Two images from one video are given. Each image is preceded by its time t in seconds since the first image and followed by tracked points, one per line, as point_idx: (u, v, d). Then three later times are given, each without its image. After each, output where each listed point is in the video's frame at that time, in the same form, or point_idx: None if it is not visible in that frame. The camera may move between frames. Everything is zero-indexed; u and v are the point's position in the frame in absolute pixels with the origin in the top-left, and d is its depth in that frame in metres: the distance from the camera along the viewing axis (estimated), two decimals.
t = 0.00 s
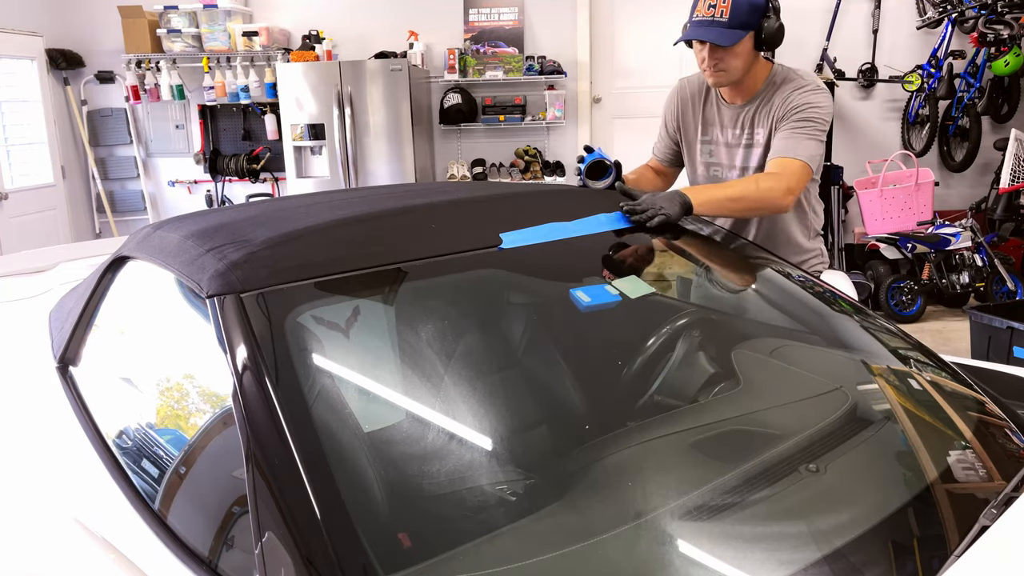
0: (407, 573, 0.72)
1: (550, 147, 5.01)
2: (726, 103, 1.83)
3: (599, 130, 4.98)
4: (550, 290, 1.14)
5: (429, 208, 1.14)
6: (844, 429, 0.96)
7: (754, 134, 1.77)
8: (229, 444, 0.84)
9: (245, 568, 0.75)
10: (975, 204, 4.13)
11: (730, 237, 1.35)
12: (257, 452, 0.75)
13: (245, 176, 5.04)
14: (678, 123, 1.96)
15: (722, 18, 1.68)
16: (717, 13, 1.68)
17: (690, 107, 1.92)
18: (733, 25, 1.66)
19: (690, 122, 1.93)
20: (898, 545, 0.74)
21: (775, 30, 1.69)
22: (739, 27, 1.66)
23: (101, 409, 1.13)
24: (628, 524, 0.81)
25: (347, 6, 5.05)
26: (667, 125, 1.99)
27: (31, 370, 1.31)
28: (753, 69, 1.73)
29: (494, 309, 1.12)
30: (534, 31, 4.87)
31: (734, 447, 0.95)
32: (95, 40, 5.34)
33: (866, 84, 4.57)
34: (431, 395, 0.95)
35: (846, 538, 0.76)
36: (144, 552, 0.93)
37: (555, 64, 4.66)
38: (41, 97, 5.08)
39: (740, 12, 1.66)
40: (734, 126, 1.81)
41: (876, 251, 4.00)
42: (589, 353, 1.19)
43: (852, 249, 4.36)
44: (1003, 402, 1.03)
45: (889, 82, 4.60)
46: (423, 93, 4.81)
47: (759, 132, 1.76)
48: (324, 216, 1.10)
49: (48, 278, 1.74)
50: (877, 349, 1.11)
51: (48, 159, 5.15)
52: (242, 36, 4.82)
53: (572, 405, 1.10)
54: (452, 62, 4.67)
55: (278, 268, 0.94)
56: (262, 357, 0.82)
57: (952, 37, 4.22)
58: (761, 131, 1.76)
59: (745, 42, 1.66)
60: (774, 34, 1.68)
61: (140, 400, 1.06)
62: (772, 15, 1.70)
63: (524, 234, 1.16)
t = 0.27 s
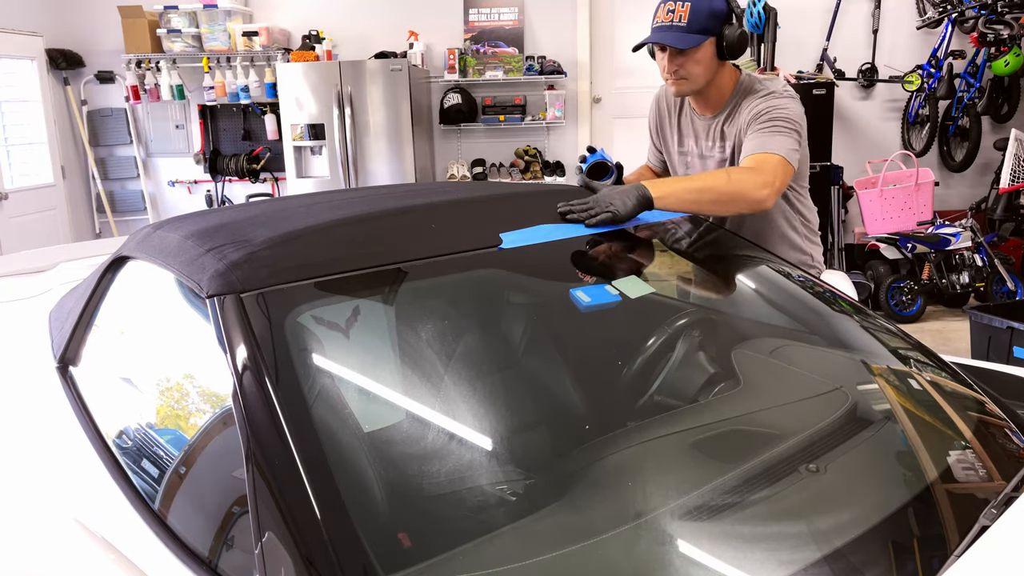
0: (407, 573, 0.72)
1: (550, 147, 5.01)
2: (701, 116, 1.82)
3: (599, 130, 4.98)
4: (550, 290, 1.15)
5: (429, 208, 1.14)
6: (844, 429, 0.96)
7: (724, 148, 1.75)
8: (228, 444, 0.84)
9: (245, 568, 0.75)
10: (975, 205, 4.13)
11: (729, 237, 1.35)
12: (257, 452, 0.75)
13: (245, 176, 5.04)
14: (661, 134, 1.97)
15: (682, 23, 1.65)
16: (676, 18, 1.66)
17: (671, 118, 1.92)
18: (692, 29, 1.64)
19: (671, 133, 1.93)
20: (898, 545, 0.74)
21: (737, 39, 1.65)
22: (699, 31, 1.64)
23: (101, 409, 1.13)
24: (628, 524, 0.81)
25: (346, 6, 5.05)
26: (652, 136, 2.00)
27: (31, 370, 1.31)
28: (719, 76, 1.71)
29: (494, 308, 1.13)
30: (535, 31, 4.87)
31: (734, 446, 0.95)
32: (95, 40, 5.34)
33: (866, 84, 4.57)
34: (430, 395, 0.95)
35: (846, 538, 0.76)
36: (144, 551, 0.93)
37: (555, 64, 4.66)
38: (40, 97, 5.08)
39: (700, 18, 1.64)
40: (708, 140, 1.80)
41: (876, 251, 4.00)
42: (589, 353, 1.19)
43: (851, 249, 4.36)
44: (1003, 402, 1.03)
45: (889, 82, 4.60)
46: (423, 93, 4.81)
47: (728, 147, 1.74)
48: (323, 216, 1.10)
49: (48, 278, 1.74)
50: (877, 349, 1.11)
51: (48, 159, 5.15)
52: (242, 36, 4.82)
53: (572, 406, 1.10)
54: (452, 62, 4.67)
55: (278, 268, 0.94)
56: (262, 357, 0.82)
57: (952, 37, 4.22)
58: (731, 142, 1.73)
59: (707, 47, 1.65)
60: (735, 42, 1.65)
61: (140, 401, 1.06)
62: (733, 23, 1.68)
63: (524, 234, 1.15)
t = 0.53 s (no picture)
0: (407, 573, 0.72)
1: (550, 147, 5.01)
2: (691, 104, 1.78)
3: (599, 130, 4.98)
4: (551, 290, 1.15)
5: (429, 208, 1.14)
6: (843, 429, 0.96)
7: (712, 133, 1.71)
8: (228, 444, 0.84)
9: (245, 568, 0.75)
10: (974, 204, 4.13)
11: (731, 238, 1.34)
12: (257, 452, 0.75)
13: (245, 176, 5.04)
14: (658, 128, 1.95)
15: (677, 16, 1.61)
16: (673, 11, 1.62)
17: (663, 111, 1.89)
18: (687, 20, 1.60)
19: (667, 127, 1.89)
20: (898, 545, 0.74)
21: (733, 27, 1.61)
22: (694, 23, 1.60)
23: (101, 409, 1.13)
24: (628, 524, 0.81)
25: (346, 6, 5.05)
26: (650, 131, 1.98)
27: (31, 370, 1.31)
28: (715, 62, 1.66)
29: (495, 309, 1.13)
30: (535, 31, 4.87)
31: (734, 446, 0.95)
32: (94, 40, 5.34)
33: (866, 84, 4.57)
34: (430, 395, 0.95)
35: (846, 538, 0.76)
36: (144, 551, 0.93)
37: (555, 64, 4.66)
38: (40, 97, 5.08)
39: (695, 8, 1.59)
40: (699, 125, 1.75)
41: (876, 251, 4.00)
42: (589, 353, 1.19)
43: (851, 249, 4.36)
44: (1003, 402, 1.03)
45: (888, 83, 4.60)
46: (423, 93, 4.81)
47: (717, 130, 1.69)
48: (323, 216, 1.10)
49: (48, 278, 1.74)
50: (877, 349, 1.11)
51: (48, 159, 5.15)
52: (242, 36, 4.83)
53: (572, 405, 1.10)
54: (452, 62, 4.67)
55: (278, 268, 0.94)
56: (262, 357, 0.82)
57: (952, 37, 4.22)
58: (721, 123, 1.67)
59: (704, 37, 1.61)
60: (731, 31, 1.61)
61: (139, 401, 1.06)
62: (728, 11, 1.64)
63: (522, 236, 1.15)
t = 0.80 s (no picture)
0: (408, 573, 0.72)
1: (550, 147, 5.01)
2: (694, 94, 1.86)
3: (599, 130, 4.98)
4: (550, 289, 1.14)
5: (429, 207, 1.14)
6: (844, 429, 0.96)
7: (732, 114, 1.80)
8: (229, 444, 0.84)
9: (245, 568, 0.75)
10: (974, 205, 4.13)
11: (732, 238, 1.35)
12: (257, 452, 0.75)
13: (245, 176, 5.04)
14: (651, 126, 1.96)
15: (708, 39, 1.70)
16: (703, 34, 1.69)
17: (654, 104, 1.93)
18: (718, 41, 1.68)
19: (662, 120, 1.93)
20: (898, 545, 0.74)
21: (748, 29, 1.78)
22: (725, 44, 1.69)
23: (101, 409, 1.13)
24: (628, 524, 0.81)
25: (346, 6, 5.05)
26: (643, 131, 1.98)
27: (32, 370, 1.31)
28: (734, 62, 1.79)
29: (495, 309, 1.13)
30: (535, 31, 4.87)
31: (734, 446, 0.95)
32: (94, 40, 5.34)
33: (866, 84, 4.57)
34: (430, 395, 0.95)
35: (846, 538, 0.76)
36: (144, 551, 0.93)
37: (555, 64, 4.66)
38: (41, 97, 5.08)
39: (723, 31, 1.69)
40: (707, 113, 1.84)
41: (876, 251, 4.00)
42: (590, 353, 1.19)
43: (851, 249, 4.36)
44: (1003, 402, 1.03)
45: (889, 83, 4.60)
46: (423, 93, 4.81)
47: (735, 112, 1.80)
48: (323, 216, 1.10)
49: (48, 278, 1.74)
50: (877, 349, 1.11)
51: (48, 159, 5.15)
52: (242, 36, 4.83)
53: (572, 405, 1.10)
54: (452, 62, 4.67)
55: (277, 268, 0.94)
56: (262, 357, 0.82)
57: (951, 37, 4.22)
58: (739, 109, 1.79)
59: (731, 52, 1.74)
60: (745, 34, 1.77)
61: (139, 401, 1.06)
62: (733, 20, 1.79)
63: (524, 236, 1.13)
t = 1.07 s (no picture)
0: (408, 573, 0.72)
1: (550, 147, 5.00)
2: (718, 89, 1.88)
3: (599, 130, 4.98)
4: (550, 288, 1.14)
5: (429, 207, 1.14)
6: (844, 429, 0.96)
7: (756, 109, 1.81)
8: (228, 444, 0.84)
9: (245, 568, 0.75)
10: (974, 205, 4.13)
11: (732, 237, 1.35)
12: (257, 452, 0.75)
13: (245, 176, 5.04)
14: (671, 119, 2.00)
15: (735, 29, 1.73)
16: (732, 23, 1.73)
17: (679, 99, 1.96)
18: (745, 32, 1.73)
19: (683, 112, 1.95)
20: (898, 545, 0.74)
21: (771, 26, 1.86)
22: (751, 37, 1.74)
23: (101, 409, 1.13)
24: (628, 524, 0.81)
25: (346, 6, 5.05)
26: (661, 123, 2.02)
27: (32, 370, 1.31)
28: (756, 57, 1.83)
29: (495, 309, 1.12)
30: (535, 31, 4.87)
31: (734, 446, 0.95)
32: (94, 40, 5.34)
33: (866, 84, 4.57)
34: (430, 395, 0.95)
35: (846, 538, 0.76)
36: (144, 551, 0.93)
37: (555, 64, 4.66)
38: (40, 97, 5.08)
39: (750, 22, 1.74)
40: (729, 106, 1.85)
41: (876, 251, 4.00)
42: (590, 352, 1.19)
43: (851, 249, 4.36)
44: (1003, 402, 1.03)
45: (889, 83, 4.60)
46: (423, 93, 4.80)
47: (760, 109, 1.81)
48: (323, 216, 1.10)
49: (48, 278, 1.74)
50: (876, 349, 1.11)
51: (48, 159, 5.15)
52: (242, 36, 4.83)
53: (572, 405, 1.10)
54: (452, 62, 4.67)
55: (276, 268, 0.93)
56: (262, 357, 0.82)
57: (951, 37, 4.22)
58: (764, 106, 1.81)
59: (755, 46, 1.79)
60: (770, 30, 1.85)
61: (140, 400, 1.06)
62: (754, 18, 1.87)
63: (525, 236, 1.11)
